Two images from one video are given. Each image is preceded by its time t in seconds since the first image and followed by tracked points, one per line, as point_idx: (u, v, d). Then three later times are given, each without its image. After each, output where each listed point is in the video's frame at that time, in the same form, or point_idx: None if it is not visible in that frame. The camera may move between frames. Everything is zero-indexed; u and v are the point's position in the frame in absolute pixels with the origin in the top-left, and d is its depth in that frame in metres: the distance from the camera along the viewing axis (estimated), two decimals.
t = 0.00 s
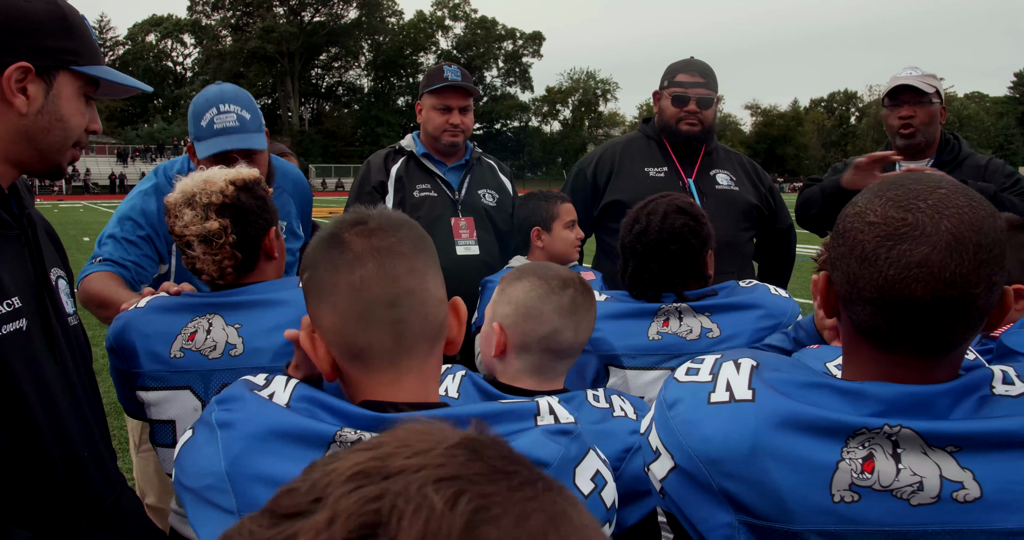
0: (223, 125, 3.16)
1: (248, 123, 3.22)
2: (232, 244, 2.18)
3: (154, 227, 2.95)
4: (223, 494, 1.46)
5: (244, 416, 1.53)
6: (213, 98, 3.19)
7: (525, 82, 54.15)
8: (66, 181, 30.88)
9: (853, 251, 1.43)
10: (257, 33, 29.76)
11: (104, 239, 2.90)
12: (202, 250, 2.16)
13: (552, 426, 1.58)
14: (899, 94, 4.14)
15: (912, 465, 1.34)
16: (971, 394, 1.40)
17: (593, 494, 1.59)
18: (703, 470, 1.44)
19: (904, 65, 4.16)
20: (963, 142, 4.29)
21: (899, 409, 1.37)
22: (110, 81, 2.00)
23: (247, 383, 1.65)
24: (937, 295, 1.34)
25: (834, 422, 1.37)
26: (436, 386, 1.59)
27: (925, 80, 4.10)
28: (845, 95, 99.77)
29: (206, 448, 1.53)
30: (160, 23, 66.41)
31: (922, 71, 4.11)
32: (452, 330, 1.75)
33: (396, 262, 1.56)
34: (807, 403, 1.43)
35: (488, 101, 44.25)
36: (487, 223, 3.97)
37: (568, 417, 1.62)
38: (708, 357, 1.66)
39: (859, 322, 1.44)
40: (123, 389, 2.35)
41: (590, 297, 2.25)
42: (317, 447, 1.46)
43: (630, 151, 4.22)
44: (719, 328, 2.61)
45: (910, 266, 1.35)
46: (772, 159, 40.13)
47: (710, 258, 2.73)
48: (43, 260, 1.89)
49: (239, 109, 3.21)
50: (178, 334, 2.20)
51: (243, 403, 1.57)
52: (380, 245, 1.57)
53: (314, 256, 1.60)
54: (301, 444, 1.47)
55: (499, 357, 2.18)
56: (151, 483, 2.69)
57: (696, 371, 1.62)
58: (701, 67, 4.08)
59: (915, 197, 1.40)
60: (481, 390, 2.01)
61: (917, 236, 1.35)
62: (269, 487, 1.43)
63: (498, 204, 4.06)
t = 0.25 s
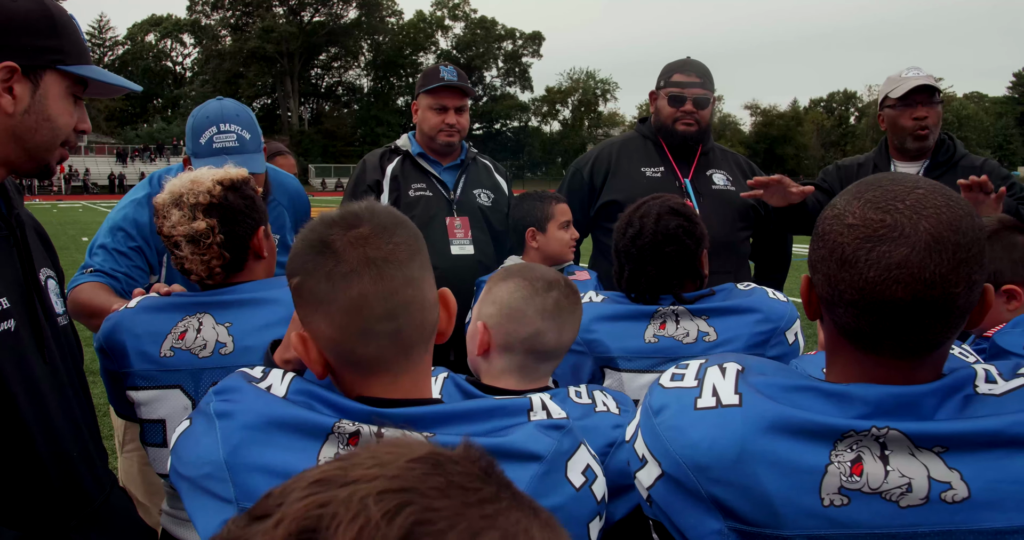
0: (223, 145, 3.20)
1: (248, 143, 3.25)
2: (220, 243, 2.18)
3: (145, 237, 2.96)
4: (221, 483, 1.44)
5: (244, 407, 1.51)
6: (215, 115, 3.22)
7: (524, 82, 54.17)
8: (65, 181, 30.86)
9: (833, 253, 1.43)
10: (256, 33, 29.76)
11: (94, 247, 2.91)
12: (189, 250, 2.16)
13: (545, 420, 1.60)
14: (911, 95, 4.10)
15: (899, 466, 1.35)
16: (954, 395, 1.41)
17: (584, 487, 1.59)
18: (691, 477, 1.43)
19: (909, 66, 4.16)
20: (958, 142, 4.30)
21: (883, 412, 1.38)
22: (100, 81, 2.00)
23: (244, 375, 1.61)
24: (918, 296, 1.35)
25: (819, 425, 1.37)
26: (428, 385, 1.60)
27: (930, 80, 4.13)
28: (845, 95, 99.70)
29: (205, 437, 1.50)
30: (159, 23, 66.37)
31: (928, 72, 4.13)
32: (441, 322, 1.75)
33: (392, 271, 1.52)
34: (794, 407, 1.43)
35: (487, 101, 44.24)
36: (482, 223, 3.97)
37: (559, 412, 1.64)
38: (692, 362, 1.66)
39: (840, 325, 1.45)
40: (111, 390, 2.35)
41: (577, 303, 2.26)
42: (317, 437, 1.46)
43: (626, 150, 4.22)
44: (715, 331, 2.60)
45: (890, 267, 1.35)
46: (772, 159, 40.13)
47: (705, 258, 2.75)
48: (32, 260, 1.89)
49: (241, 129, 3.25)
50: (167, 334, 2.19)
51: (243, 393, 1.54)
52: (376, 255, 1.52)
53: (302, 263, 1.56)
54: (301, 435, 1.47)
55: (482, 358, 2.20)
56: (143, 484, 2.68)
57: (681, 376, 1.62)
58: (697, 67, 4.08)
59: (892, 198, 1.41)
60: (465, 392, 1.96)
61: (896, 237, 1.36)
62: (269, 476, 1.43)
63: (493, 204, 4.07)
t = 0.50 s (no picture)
0: (221, 147, 3.19)
1: (245, 146, 3.25)
2: (216, 244, 2.18)
3: (138, 233, 2.96)
4: (219, 484, 1.44)
5: (239, 408, 1.51)
6: (214, 115, 3.21)
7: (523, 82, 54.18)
8: (64, 181, 30.85)
9: (819, 257, 1.42)
10: (255, 33, 29.76)
11: (87, 241, 2.90)
12: (186, 251, 2.17)
13: (540, 417, 1.62)
14: (898, 98, 4.14)
15: (896, 468, 1.35)
16: (944, 394, 1.42)
17: (579, 483, 1.60)
18: (688, 486, 1.42)
19: (900, 67, 4.16)
20: (954, 142, 4.30)
21: (878, 414, 1.38)
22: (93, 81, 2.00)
23: (237, 377, 1.62)
24: (907, 295, 1.35)
25: (819, 429, 1.37)
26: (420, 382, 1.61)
27: (922, 82, 4.12)
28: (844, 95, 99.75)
29: (201, 439, 1.51)
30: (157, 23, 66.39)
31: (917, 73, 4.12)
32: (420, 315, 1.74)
33: (363, 269, 1.51)
34: (788, 410, 1.43)
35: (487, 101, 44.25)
36: (478, 223, 3.97)
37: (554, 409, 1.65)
38: (681, 365, 1.66)
39: (829, 328, 1.44)
40: (110, 391, 2.36)
41: (563, 302, 2.28)
42: (314, 437, 1.46)
43: (624, 150, 4.22)
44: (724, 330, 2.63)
45: (879, 268, 1.35)
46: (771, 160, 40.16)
47: (702, 254, 2.74)
48: (24, 259, 1.88)
49: (240, 133, 3.24)
50: (162, 333, 2.18)
51: (240, 394, 1.54)
52: (344, 256, 1.51)
53: (273, 277, 1.54)
54: (298, 435, 1.47)
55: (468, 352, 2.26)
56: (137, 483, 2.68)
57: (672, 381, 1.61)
58: (695, 67, 4.08)
59: (875, 199, 1.41)
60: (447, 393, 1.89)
61: (882, 238, 1.36)
62: (267, 476, 1.43)
63: (490, 204, 4.06)
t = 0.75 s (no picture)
0: (222, 148, 3.19)
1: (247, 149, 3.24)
2: (219, 242, 2.18)
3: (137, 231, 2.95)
4: (209, 488, 1.42)
5: (228, 411, 1.49)
6: (216, 118, 3.20)
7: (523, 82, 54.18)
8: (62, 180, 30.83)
9: (812, 259, 1.42)
10: (253, 32, 29.73)
11: (86, 237, 2.89)
12: (189, 250, 2.16)
13: (527, 410, 1.60)
14: (895, 99, 4.14)
15: (899, 478, 1.34)
16: (948, 400, 1.41)
17: (570, 472, 1.58)
18: (687, 490, 1.41)
19: (896, 67, 4.16)
20: (951, 143, 4.30)
21: (882, 421, 1.38)
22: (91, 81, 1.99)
23: (226, 382, 1.59)
24: (903, 289, 1.35)
25: (823, 438, 1.36)
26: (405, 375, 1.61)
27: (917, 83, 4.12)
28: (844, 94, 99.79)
29: (190, 444, 1.49)
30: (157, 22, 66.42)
31: (914, 74, 4.14)
32: (403, 312, 1.74)
33: (336, 269, 1.53)
34: (790, 415, 1.41)
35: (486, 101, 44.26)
36: (477, 222, 3.96)
37: (541, 401, 1.63)
38: (682, 361, 1.62)
39: (827, 331, 1.43)
40: (109, 388, 2.35)
41: (567, 303, 2.28)
42: (304, 437, 1.45)
43: (623, 150, 4.21)
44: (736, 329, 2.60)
45: (873, 264, 1.35)
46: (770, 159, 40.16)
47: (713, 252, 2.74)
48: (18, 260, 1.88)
49: (241, 134, 3.24)
50: (162, 331, 2.17)
51: (227, 398, 1.52)
52: (315, 258, 1.54)
53: (251, 285, 1.57)
54: (288, 437, 1.46)
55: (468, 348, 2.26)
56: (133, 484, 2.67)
57: (674, 378, 1.57)
58: (694, 66, 4.07)
59: (860, 196, 1.41)
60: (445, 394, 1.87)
61: (873, 233, 1.36)
62: (257, 478, 1.41)
63: (488, 203, 4.06)
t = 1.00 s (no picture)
0: (223, 150, 3.17)
1: (249, 149, 3.23)
2: (221, 240, 2.17)
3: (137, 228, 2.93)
4: (206, 489, 1.40)
5: (225, 411, 1.48)
6: (219, 119, 3.18)
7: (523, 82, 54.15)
8: (62, 179, 30.83)
9: (812, 255, 1.41)
10: (252, 32, 29.72)
11: (87, 237, 2.87)
12: (190, 247, 2.14)
13: (524, 405, 1.59)
14: (892, 101, 4.11)
15: (899, 483, 1.33)
16: (960, 406, 1.39)
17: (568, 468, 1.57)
18: (684, 477, 1.42)
19: (895, 67, 4.13)
20: (952, 142, 4.28)
21: (890, 424, 1.36)
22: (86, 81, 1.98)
23: (222, 382, 1.57)
24: (905, 279, 1.33)
25: (825, 438, 1.35)
26: (399, 374, 1.59)
27: (917, 84, 4.08)
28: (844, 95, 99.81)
29: (187, 445, 1.47)
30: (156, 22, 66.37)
31: (914, 74, 4.09)
32: (397, 310, 1.72)
33: (329, 264, 1.51)
34: (793, 410, 1.41)
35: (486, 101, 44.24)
36: (476, 222, 3.95)
37: (538, 395, 1.62)
38: (694, 345, 1.61)
39: (832, 328, 1.42)
40: (110, 384, 2.32)
41: (575, 302, 2.29)
42: (300, 437, 1.44)
43: (624, 150, 4.19)
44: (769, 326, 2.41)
45: (871, 255, 1.33)
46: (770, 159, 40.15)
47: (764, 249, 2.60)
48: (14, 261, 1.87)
49: (243, 136, 3.22)
50: (164, 329, 2.15)
51: (223, 398, 1.51)
52: (309, 254, 1.52)
53: (244, 283, 1.54)
54: (284, 437, 1.45)
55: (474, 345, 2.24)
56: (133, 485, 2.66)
57: (683, 362, 1.56)
58: (695, 66, 4.07)
59: (856, 189, 1.40)
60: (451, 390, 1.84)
61: (870, 224, 1.34)
62: (254, 478, 1.39)
63: (487, 203, 4.04)
